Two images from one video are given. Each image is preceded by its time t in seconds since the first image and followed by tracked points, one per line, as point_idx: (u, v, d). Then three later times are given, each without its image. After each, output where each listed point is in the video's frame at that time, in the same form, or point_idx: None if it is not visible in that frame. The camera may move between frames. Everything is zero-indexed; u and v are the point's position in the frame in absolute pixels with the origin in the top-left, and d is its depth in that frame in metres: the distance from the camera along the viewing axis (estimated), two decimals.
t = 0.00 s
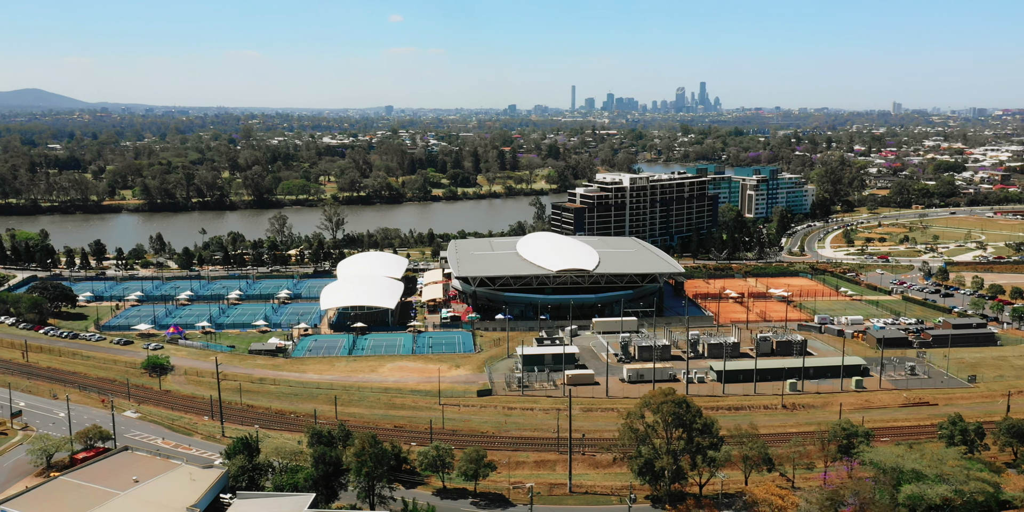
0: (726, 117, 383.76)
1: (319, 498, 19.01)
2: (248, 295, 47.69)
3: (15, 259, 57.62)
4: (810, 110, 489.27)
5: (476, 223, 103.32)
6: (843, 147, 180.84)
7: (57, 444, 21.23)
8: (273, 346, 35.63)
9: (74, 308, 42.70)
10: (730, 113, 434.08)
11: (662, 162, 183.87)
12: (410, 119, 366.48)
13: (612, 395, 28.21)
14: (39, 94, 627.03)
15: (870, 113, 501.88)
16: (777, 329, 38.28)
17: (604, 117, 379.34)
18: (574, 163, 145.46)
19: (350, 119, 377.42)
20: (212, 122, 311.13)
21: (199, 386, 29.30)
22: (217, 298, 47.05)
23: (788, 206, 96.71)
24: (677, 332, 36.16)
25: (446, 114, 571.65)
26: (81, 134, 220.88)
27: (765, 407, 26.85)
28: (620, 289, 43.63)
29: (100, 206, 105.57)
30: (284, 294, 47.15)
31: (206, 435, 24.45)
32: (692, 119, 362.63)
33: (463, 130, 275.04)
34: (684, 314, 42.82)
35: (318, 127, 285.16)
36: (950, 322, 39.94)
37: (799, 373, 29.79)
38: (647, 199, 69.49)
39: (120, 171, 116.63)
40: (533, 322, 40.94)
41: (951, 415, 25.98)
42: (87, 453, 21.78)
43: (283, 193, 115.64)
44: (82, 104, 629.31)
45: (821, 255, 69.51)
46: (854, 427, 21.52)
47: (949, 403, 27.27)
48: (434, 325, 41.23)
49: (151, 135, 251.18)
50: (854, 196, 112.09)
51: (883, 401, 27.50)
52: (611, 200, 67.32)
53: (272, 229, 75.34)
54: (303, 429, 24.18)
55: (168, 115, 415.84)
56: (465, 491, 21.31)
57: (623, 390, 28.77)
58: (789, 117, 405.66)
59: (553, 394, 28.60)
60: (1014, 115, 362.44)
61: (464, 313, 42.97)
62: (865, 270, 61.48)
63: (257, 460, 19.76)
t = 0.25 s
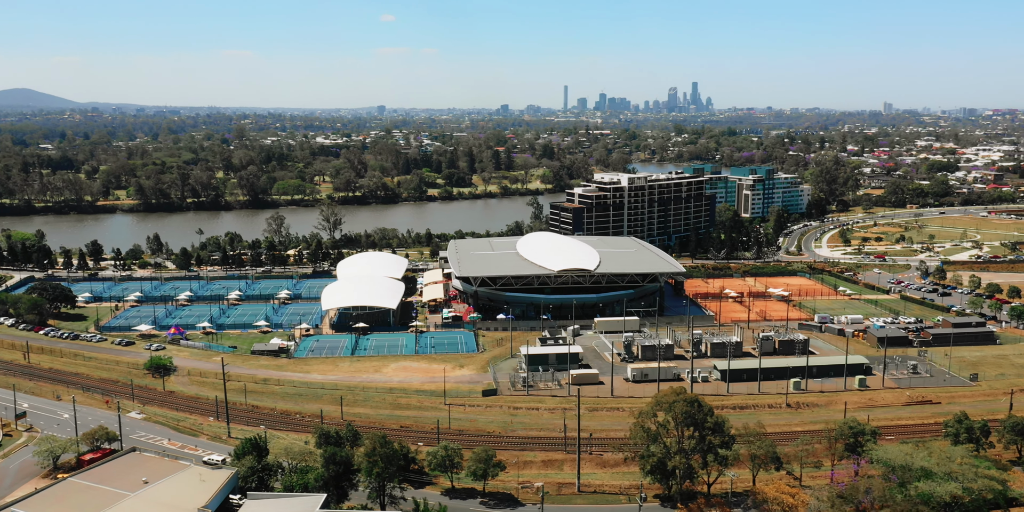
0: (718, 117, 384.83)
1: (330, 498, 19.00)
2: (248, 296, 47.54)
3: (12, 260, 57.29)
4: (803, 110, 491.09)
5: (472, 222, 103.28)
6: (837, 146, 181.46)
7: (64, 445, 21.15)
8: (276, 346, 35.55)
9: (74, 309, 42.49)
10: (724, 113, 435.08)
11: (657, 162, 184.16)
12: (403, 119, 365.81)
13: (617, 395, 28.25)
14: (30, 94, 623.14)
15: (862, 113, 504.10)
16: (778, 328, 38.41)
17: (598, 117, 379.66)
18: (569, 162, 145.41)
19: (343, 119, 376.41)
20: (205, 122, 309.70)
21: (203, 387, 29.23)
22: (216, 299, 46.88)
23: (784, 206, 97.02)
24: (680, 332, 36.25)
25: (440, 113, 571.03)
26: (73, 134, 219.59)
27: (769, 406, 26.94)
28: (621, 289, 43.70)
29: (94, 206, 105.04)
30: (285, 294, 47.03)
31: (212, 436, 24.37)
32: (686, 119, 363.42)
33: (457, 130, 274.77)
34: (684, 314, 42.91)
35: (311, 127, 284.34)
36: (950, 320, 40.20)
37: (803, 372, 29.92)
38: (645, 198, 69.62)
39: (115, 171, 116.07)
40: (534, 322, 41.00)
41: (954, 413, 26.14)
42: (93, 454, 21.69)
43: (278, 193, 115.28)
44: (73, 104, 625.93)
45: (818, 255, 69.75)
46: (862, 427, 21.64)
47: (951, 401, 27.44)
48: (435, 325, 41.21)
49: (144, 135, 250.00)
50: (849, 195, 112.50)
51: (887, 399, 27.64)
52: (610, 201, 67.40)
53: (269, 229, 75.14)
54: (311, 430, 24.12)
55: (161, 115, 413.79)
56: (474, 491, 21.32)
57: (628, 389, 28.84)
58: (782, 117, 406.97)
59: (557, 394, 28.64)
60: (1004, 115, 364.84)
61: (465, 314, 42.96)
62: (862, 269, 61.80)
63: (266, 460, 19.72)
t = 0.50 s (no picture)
0: (711, 117, 385.78)
1: (340, 499, 19.02)
2: (247, 296, 47.38)
3: (8, 261, 56.91)
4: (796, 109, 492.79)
5: (468, 222, 103.23)
6: (830, 146, 182.08)
7: (71, 446, 21.05)
8: (278, 346, 35.44)
9: (73, 310, 42.24)
10: (717, 113, 436.09)
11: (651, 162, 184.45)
12: (396, 119, 364.97)
13: (622, 395, 28.29)
14: (20, 93, 619.06)
15: (854, 113, 506.17)
16: (779, 327, 38.55)
17: (591, 117, 379.91)
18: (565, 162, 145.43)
19: (336, 118, 375.31)
20: (197, 122, 308.22)
21: (207, 387, 29.13)
22: (216, 299, 46.70)
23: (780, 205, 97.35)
24: (683, 331, 36.33)
25: (434, 113, 570.34)
26: (64, 134, 218.22)
27: (774, 405, 27.03)
28: (622, 288, 43.75)
29: (88, 206, 104.48)
30: (285, 295, 46.90)
31: (218, 436, 24.30)
32: (678, 119, 364.14)
33: (451, 130, 274.49)
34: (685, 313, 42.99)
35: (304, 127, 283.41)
36: (949, 319, 40.43)
37: (806, 371, 30.03)
38: (643, 198, 69.72)
39: (108, 171, 115.45)
40: (536, 322, 41.04)
41: (957, 412, 26.31)
42: (101, 455, 21.60)
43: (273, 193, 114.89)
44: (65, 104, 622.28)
45: (815, 254, 70.00)
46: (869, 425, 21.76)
47: (954, 399, 27.62)
48: (437, 325, 41.17)
49: (136, 134, 248.69)
50: (844, 195, 112.93)
51: (890, 398, 27.78)
52: (608, 200, 67.47)
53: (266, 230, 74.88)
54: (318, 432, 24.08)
55: (153, 115, 411.67)
56: (482, 490, 21.35)
57: (632, 389, 28.90)
58: (774, 117, 408.22)
59: (562, 393, 28.69)
60: (994, 115, 366.95)
61: (466, 314, 42.93)
62: (860, 268, 62.05)
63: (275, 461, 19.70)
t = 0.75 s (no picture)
0: (703, 117, 386.72)
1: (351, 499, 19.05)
2: (247, 297, 47.23)
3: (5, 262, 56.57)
4: (788, 109, 494.75)
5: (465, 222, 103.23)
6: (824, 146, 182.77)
7: (78, 448, 20.96)
8: (280, 347, 35.35)
9: (72, 311, 42.03)
10: (710, 113, 437.14)
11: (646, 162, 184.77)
12: (390, 119, 364.25)
13: (627, 394, 28.34)
14: (11, 93, 615.26)
15: (846, 113, 508.29)
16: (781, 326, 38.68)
17: (584, 117, 380.15)
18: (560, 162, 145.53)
19: (329, 119, 374.26)
20: (189, 122, 306.87)
21: (211, 388, 29.04)
22: (215, 300, 46.55)
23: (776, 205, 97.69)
24: (685, 331, 36.42)
25: (428, 113, 569.76)
26: (56, 134, 216.91)
27: (778, 404, 27.12)
28: (623, 288, 43.82)
29: (82, 207, 103.98)
30: (285, 295, 46.78)
31: (224, 437, 24.22)
32: (672, 119, 364.91)
33: (445, 130, 274.27)
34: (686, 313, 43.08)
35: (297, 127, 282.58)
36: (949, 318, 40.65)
37: (810, 370, 30.16)
38: (642, 198, 69.85)
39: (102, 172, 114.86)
40: (537, 322, 41.08)
41: (961, 410, 26.45)
42: (108, 457, 21.48)
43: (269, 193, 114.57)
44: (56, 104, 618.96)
45: (813, 254, 70.27)
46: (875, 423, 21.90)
47: (957, 398, 27.78)
48: (439, 325, 41.14)
49: (128, 135, 247.50)
50: (839, 195, 113.36)
51: (894, 396, 27.91)
52: (607, 200, 67.56)
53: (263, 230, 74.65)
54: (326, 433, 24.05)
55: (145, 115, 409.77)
56: (491, 490, 21.36)
57: (637, 388, 28.96)
58: (766, 117, 409.48)
59: (567, 393, 28.72)
60: (985, 115, 369.05)
61: (468, 314, 42.91)
62: (857, 267, 62.33)
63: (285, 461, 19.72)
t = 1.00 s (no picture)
0: (696, 117, 387.59)
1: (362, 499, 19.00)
2: (247, 297, 47.09)
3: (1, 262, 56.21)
4: (781, 109, 496.24)
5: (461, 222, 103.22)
6: (817, 146, 183.44)
7: (85, 449, 20.86)
8: (282, 347, 35.27)
9: (72, 311, 41.82)
10: (703, 113, 438.03)
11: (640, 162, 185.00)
12: (383, 118, 363.38)
13: (632, 393, 28.41)
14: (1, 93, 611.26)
15: (839, 113, 510.55)
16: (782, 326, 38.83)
17: (578, 116, 380.30)
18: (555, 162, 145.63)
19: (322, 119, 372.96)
20: (181, 122, 305.29)
21: (215, 389, 28.93)
22: (215, 300, 46.37)
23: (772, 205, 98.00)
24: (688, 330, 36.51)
25: (422, 113, 569.04)
26: (47, 134, 215.40)
27: (783, 403, 27.23)
28: (624, 288, 43.89)
29: (76, 207, 103.40)
30: (285, 295, 46.66)
31: (230, 438, 24.15)
32: (665, 119, 365.53)
33: (439, 130, 274.05)
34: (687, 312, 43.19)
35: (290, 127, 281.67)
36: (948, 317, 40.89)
37: (813, 369, 30.30)
38: (640, 198, 69.98)
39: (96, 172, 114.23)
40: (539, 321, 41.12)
41: (964, 408, 26.61)
42: (114, 458, 21.38)
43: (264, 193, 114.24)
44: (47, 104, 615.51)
45: (810, 253, 70.54)
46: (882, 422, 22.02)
47: (960, 396, 27.93)
48: (441, 325, 41.12)
49: (119, 135, 246.15)
50: (834, 194, 113.76)
51: (897, 395, 28.05)
52: (605, 200, 67.67)
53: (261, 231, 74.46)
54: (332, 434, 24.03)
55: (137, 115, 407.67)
56: (500, 490, 21.38)
57: (642, 388, 29.04)
58: (758, 117, 410.64)
59: (572, 393, 28.77)
60: (976, 115, 371.09)
61: (469, 314, 42.90)
62: (855, 267, 62.59)
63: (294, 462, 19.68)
